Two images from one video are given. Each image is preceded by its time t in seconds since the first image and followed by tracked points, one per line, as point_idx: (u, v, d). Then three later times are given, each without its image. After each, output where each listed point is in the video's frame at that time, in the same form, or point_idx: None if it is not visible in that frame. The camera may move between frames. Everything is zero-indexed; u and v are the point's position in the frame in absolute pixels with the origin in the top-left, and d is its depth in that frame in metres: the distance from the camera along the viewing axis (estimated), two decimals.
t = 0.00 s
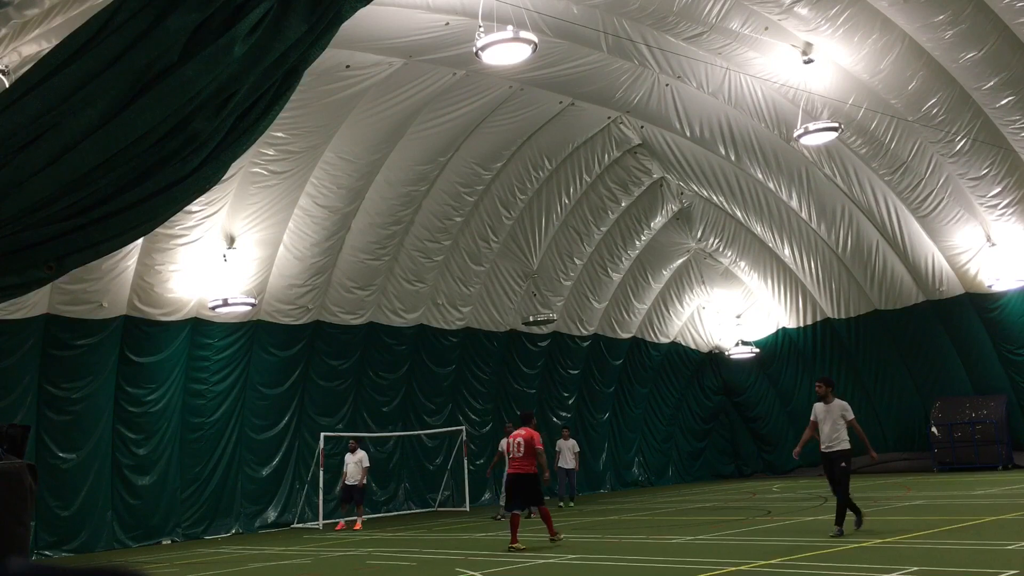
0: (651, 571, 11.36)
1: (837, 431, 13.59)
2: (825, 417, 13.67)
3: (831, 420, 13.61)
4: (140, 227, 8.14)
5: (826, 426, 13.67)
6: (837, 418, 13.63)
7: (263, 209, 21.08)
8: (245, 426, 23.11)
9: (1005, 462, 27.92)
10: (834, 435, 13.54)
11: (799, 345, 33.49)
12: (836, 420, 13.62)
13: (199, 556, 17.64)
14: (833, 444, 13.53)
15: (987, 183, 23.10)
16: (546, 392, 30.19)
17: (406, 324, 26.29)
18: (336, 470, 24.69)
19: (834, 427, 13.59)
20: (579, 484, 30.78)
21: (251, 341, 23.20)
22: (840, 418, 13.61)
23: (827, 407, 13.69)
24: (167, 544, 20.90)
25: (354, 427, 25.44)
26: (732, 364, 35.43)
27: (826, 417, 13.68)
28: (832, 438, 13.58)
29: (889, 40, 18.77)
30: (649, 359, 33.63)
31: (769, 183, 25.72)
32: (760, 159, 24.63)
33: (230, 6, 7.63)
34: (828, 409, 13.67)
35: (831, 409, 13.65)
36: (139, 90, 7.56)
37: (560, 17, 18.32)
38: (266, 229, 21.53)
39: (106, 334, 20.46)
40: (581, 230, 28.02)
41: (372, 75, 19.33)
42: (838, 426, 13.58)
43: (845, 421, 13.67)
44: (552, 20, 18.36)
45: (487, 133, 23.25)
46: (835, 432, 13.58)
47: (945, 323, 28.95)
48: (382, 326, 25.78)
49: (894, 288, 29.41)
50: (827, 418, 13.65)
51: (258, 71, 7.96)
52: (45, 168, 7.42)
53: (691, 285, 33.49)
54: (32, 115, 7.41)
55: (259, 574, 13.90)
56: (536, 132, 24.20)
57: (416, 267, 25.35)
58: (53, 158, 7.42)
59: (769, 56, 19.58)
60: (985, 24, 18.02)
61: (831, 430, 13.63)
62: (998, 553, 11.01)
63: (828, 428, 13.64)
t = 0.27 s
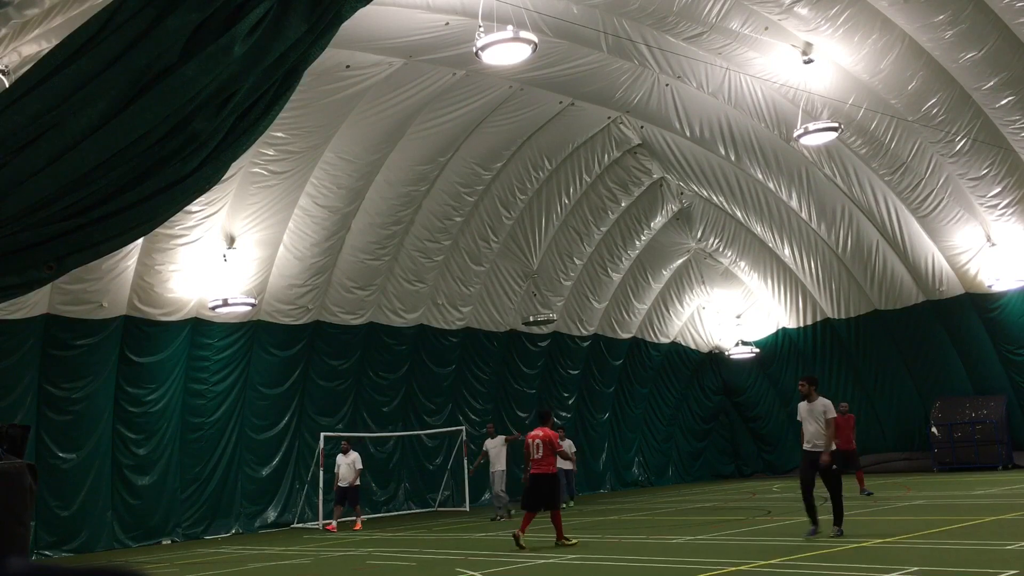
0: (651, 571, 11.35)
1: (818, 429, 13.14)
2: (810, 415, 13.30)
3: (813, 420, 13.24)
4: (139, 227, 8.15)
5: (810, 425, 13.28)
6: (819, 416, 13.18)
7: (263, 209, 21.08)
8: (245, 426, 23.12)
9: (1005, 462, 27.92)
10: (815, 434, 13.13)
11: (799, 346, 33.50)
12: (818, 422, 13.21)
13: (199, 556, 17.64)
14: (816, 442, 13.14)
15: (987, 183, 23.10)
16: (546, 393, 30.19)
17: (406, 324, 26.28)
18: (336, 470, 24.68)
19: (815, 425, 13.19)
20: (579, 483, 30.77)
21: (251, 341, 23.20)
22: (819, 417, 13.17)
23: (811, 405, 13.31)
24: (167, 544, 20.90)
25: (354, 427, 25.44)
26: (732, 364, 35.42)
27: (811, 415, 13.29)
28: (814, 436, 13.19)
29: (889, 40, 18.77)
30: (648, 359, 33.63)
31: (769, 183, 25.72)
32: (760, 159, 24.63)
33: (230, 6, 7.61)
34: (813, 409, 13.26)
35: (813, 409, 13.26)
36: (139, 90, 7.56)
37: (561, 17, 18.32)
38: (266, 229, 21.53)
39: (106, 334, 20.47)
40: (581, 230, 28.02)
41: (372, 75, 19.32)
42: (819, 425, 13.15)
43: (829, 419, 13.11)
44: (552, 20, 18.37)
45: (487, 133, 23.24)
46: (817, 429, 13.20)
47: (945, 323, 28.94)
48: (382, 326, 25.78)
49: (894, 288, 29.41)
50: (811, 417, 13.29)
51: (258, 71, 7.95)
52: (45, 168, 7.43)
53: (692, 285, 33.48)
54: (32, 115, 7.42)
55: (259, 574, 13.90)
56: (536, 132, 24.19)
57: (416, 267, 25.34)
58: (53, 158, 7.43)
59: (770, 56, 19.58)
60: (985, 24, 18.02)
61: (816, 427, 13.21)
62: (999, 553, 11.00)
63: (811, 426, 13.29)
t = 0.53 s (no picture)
0: (651, 571, 11.35)
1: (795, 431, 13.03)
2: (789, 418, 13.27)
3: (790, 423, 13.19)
4: (139, 227, 8.15)
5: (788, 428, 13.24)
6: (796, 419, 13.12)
7: (263, 208, 21.08)
8: (245, 426, 23.12)
9: (1005, 462, 27.92)
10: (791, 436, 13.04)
11: (799, 346, 33.46)
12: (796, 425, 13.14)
13: (199, 555, 17.64)
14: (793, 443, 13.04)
15: (987, 183, 23.10)
16: (546, 393, 30.20)
17: (406, 324, 26.29)
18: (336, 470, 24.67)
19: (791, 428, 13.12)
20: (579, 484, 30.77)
21: (251, 341, 23.20)
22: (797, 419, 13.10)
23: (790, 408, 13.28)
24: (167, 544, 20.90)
25: (354, 427, 25.44)
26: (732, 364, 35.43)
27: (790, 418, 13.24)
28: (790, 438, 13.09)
29: (889, 40, 18.77)
30: (648, 359, 33.64)
31: (769, 183, 25.72)
32: (760, 159, 24.63)
33: (230, 6, 7.62)
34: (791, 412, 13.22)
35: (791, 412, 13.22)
36: (139, 90, 7.56)
37: (561, 17, 18.32)
38: (266, 229, 21.53)
39: (106, 334, 20.47)
40: (581, 230, 28.02)
41: (371, 75, 19.33)
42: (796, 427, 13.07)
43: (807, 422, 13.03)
44: (552, 20, 18.37)
45: (487, 133, 23.24)
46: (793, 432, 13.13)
47: (945, 323, 28.94)
48: (382, 326, 25.78)
49: (894, 288, 29.41)
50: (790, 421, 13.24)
51: (258, 71, 7.95)
52: (45, 168, 7.43)
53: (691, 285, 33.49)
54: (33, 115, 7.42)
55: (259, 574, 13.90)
56: (536, 132, 24.19)
57: (416, 267, 25.35)
58: (53, 158, 7.43)
59: (770, 56, 19.58)
60: (984, 24, 18.02)
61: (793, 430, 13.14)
62: (999, 553, 11.00)
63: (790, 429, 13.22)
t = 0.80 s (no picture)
0: (651, 571, 11.34)
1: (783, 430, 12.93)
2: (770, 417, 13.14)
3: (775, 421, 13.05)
4: (139, 227, 8.14)
5: (771, 427, 13.08)
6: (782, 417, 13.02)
7: (263, 208, 21.08)
8: (245, 426, 23.11)
9: (1005, 462, 27.92)
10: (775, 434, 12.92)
11: (799, 346, 33.43)
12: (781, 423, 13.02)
13: (199, 555, 17.64)
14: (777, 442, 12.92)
15: (987, 183, 23.10)
16: (546, 393, 30.20)
17: (406, 324, 26.29)
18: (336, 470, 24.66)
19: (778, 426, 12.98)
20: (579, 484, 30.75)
21: (251, 341, 23.20)
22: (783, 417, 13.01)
23: (772, 407, 13.15)
24: (167, 544, 20.90)
25: (353, 428, 25.43)
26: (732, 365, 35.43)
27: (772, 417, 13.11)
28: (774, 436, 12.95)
29: (889, 41, 18.76)
30: (649, 359, 33.64)
31: (769, 183, 25.73)
32: (761, 159, 24.63)
33: (230, 6, 7.62)
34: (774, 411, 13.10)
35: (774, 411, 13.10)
36: (139, 89, 7.55)
37: (560, 17, 18.32)
38: (266, 229, 21.53)
39: (106, 334, 20.47)
40: (581, 230, 28.02)
41: (371, 75, 19.33)
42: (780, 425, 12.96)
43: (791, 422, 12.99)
44: (552, 20, 18.38)
45: (486, 133, 23.24)
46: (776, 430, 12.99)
47: (945, 323, 28.94)
48: (382, 326, 25.78)
49: (894, 288, 29.41)
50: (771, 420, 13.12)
51: (259, 71, 7.96)
52: (44, 168, 7.43)
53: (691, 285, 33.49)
54: (33, 115, 7.42)
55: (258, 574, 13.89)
56: (536, 132, 24.19)
57: (416, 267, 25.34)
58: (53, 158, 7.43)
59: (770, 56, 19.58)
60: (984, 24, 18.02)
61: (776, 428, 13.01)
62: (999, 553, 10.99)
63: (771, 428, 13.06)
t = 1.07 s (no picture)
0: (651, 571, 11.34)
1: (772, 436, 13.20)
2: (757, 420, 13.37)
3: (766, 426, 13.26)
4: (139, 228, 8.15)
5: (756, 430, 13.32)
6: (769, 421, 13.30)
7: (263, 208, 21.08)
8: (245, 426, 23.12)
9: (1005, 462, 27.91)
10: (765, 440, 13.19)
11: (799, 346, 33.42)
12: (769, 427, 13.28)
13: (199, 555, 17.62)
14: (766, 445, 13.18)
15: (986, 183, 23.11)
16: (546, 392, 30.20)
17: (406, 324, 26.30)
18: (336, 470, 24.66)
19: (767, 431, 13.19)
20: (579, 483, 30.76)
21: (251, 340, 23.21)
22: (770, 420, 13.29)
23: (757, 410, 13.40)
24: (166, 544, 20.90)
25: (354, 427, 25.44)
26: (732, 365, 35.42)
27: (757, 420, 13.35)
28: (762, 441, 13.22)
29: (889, 40, 18.76)
30: (648, 359, 33.65)
31: (769, 183, 25.74)
32: (761, 159, 24.64)
33: (230, 5, 7.62)
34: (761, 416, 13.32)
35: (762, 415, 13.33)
36: (140, 89, 7.55)
37: (560, 17, 18.32)
38: (266, 229, 21.53)
39: (106, 334, 20.47)
40: (581, 230, 28.03)
41: (372, 75, 19.33)
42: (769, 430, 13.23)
43: (775, 425, 13.36)
44: (552, 20, 18.38)
45: (486, 133, 23.25)
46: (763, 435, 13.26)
47: (945, 323, 28.94)
48: (382, 326, 25.78)
49: (894, 288, 29.42)
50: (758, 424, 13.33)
51: (259, 71, 7.96)
52: (44, 168, 7.42)
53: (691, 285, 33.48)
54: (33, 115, 7.42)
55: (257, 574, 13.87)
56: (536, 132, 24.20)
57: (416, 267, 25.35)
58: (53, 158, 7.43)
59: (769, 56, 19.59)
60: (984, 24, 18.02)
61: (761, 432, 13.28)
62: (999, 553, 10.98)
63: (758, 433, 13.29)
